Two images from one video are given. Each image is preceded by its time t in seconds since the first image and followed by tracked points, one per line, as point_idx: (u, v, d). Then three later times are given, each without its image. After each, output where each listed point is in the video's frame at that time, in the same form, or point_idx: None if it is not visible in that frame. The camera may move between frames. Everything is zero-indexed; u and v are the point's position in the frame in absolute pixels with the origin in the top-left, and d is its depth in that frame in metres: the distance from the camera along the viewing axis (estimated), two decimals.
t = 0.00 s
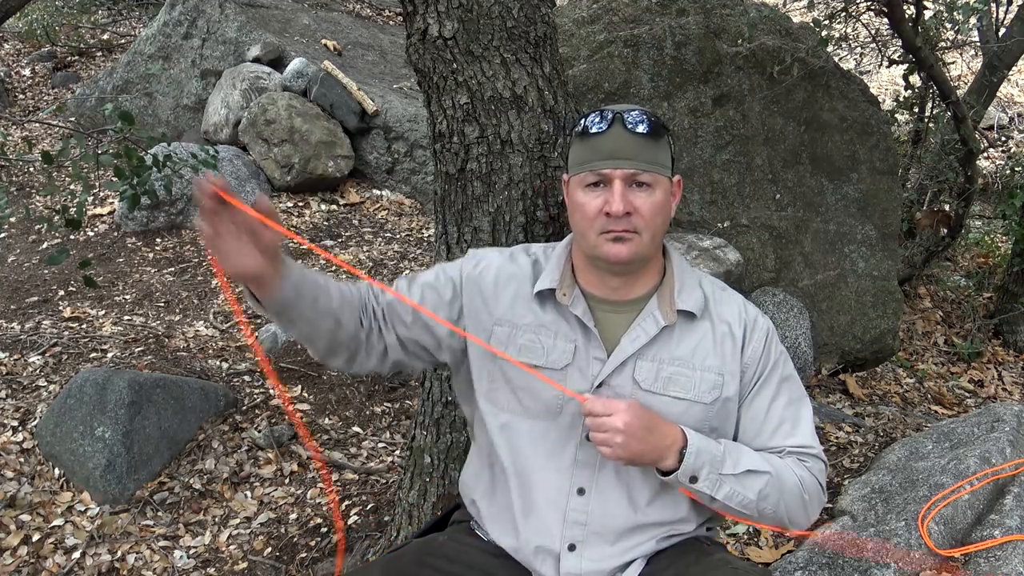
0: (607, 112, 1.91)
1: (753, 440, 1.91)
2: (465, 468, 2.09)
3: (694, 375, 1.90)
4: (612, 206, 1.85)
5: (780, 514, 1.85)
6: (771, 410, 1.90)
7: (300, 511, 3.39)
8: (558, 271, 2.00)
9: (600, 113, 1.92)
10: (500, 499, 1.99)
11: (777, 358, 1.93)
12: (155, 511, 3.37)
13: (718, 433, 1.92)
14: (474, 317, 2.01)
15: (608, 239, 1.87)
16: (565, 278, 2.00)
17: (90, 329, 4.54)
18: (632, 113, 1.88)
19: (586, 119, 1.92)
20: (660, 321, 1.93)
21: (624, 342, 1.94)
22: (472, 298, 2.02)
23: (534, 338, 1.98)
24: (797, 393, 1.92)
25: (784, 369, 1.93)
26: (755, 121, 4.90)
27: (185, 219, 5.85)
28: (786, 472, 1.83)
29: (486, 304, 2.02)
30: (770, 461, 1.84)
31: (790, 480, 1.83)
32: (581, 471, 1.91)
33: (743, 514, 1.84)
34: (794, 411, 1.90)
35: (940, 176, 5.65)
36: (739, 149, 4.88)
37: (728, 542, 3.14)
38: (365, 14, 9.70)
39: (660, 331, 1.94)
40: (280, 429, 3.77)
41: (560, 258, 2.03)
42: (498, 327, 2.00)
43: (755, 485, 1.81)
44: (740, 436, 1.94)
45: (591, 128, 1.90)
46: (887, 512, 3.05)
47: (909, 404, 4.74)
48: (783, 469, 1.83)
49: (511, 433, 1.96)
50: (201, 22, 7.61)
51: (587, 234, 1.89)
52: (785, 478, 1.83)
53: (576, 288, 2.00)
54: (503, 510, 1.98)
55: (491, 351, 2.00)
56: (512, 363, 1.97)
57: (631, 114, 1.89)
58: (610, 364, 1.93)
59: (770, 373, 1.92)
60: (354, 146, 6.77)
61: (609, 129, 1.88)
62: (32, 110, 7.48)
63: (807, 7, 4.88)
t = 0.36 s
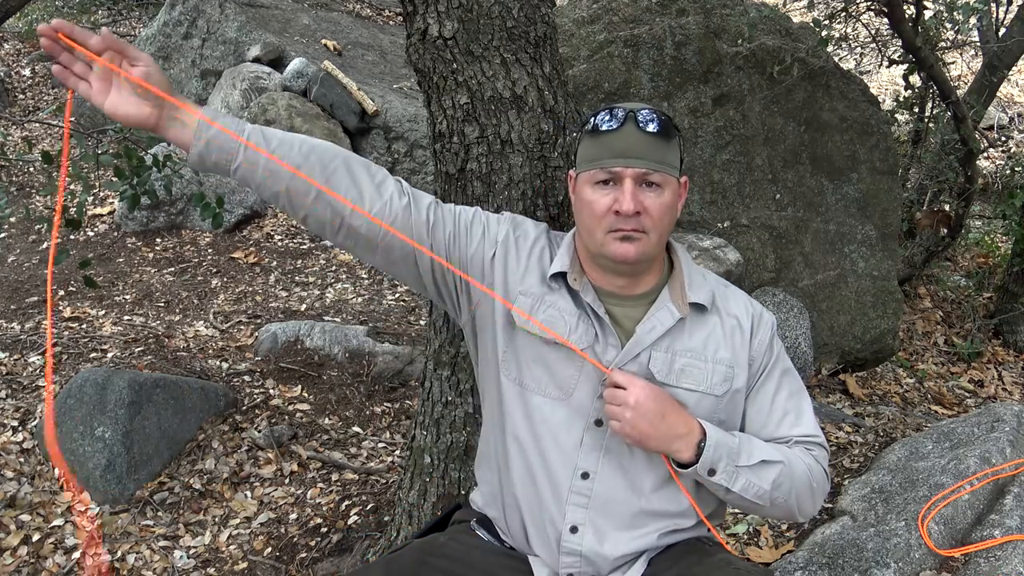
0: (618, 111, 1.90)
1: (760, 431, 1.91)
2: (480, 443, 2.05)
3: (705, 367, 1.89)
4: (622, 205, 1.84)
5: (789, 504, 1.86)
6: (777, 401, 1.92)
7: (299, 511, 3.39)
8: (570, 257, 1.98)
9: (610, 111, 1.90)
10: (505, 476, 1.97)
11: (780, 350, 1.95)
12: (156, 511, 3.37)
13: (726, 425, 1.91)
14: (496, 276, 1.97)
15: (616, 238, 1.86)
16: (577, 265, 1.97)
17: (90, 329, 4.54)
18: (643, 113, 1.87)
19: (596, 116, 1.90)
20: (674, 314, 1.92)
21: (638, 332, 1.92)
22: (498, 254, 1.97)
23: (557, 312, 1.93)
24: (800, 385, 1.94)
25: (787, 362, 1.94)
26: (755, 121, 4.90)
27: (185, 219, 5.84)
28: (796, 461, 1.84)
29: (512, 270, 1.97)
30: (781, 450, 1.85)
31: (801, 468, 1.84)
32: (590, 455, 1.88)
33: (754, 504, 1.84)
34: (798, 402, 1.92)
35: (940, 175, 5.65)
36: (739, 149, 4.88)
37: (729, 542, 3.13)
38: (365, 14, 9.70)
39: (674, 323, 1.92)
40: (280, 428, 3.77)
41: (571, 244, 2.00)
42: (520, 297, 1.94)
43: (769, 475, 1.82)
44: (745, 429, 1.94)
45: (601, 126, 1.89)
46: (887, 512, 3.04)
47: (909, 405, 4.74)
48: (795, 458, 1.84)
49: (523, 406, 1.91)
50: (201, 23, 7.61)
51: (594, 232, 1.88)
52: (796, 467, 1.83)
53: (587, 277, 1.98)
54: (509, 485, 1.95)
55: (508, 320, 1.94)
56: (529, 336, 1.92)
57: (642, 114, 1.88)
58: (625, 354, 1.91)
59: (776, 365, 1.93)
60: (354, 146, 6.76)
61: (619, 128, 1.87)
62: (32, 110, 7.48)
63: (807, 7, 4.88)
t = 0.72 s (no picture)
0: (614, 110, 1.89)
1: (758, 432, 1.91)
2: (478, 443, 2.05)
3: (703, 367, 1.89)
4: (618, 206, 1.84)
5: (787, 505, 1.86)
6: (775, 401, 1.91)
7: (300, 511, 3.39)
8: (567, 256, 1.97)
9: (606, 109, 1.89)
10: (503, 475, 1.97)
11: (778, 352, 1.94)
12: (156, 511, 3.37)
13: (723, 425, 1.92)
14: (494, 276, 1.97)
15: (613, 239, 1.87)
16: (574, 265, 1.97)
17: (90, 329, 4.55)
18: (640, 112, 1.86)
19: (593, 115, 1.89)
20: (671, 314, 1.92)
21: (636, 332, 1.92)
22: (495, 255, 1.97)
23: (553, 313, 1.93)
24: (798, 385, 1.94)
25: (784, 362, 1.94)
26: (755, 121, 4.90)
27: (185, 219, 5.84)
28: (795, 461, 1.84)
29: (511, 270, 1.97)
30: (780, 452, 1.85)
31: (799, 469, 1.84)
32: (587, 454, 1.88)
33: (752, 505, 1.84)
34: (796, 401, 1.92)
35: (940, 175, 5.65)
36: (739, 149, 4.88)
37: (729, 542, 3.12)
38: (365, 14, 9.70)
39: (671, 324, 1.92)
40: (280, 429, 3.77)
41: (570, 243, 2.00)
42: (517, 298, 1.95)
43: (767, 477, 1.82)
44: (744, 429, 1.94)
45: (598, 126, 1.88)
46: (887, 512, 3.04)
47: (909, 405, 4.74)
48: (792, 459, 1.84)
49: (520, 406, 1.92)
50: (201, 23, 7.62)
51: (591, 232, 1.88)
52: (796, 468, 1.83)
53: (584, 277, 1.98)
54: (507, 484, 1.95)
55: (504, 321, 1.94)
56: (525, 335, 1.92)
57: (638, 114, 1.87)
58: (623, 354, 1.91)
59: (773, 366, 1.93)
60: (354, 146, 6.76)
61: (616, 127, 1.86)
62: (32, 110, 7.48)
63: (807, 7, 4.88)
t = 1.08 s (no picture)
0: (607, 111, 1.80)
1: (757, 432, 1.93)
2: (477, 447, 2.07)
3: (700, 368, 1.89)
4: (612, 206, 1.73)
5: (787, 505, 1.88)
6: (771, 402, 1.93)
7: (299, 512, 3.38)
8: (563, 259, 1.95)
9: (599, 110, 1.80)
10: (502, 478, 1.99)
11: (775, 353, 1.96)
12: (156, 511, 3.37)
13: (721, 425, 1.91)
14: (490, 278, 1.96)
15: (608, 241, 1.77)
16: (569, 267, 1.93)
17: (90, 330, 4.55)
18: (633, 112, 1.77)
19: (586, 115, 1.79)
20: (668, 315, 1.91)
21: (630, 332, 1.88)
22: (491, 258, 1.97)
23: (547, 315, 1.88)
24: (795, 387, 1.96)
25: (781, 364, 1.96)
26: (755, 121, 4.89)
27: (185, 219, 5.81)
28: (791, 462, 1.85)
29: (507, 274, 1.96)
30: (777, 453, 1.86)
31: (795, 470, 1.86)
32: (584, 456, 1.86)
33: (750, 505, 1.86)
34: (792, 403, 1.94)
35: (940, 176, 5.65)
36: (739, 149, 4.86)
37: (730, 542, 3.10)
38: (365, 15, 9.70)
39: (669, 324, 1.91)
40: (280, 429, 3.77)
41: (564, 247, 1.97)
42: (513, 301, 1.93)
43: (763, 477, 1.83)
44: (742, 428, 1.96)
45: (591, 126, 1.78)
46: (887, 512, 3.05)
47: (909, 405, 4.74)
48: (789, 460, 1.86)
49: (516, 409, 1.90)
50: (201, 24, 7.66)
51: (585, 234, 1.79)
52: (792, 470, 1.85)
53: (579, 279, 1.92)
54: (506, 487, 1.98)
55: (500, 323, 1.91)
56: (521, 337, 1.84)
57: (631, 114, 1.78)
58: (620, 355, 1.83)
59: (770, 368, 1.95)
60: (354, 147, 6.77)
61: (608, 128, 1.77)
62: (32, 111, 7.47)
63: (807, 7, 4.90)
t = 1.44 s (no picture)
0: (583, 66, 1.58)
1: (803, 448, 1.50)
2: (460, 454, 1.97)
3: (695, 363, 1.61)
4: (582, 171, 1.42)
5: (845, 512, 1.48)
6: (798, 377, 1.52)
7: (291, 518, 3.29)
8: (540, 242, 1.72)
9: (582, 66, 1.58)
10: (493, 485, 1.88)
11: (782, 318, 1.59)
12: (141, 519, 3.28)
13: (723, 418, 1.64)
14: (451, 276, 1.81)
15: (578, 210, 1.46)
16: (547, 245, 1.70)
17: (79, 342, 4.47)
18: (618, 69, 1.53)
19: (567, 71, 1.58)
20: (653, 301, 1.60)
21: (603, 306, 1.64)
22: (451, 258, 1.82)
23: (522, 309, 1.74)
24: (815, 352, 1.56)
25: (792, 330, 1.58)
26: (752, 127, 4.79)
27: (180, 239, 5.73)
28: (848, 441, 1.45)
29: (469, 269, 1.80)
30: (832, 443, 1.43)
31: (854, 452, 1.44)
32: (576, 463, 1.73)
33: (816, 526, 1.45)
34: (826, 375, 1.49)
35: (939, 191, 5.62)
36: (738, 154, 4.71)
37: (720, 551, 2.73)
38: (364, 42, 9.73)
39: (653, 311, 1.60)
40: (271, 437, 3.66)
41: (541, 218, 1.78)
42: (478, 295, 1.79)
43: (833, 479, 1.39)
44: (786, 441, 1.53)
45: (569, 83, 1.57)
46: (897, 512, 2.95)
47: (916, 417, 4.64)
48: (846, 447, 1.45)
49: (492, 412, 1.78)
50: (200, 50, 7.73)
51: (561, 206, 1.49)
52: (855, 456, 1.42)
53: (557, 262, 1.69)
54: (498, 494, 1.90)
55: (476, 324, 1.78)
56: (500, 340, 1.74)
57: (612, 68, 1.54)
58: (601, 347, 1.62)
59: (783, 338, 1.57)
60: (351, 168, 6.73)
61: (589, 83, 1.55)
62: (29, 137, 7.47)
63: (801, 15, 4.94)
